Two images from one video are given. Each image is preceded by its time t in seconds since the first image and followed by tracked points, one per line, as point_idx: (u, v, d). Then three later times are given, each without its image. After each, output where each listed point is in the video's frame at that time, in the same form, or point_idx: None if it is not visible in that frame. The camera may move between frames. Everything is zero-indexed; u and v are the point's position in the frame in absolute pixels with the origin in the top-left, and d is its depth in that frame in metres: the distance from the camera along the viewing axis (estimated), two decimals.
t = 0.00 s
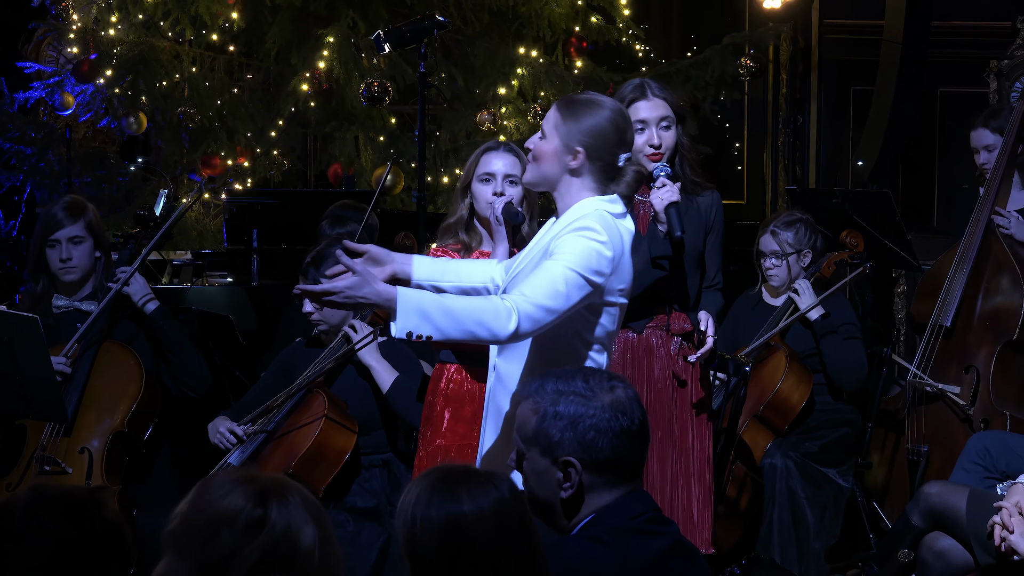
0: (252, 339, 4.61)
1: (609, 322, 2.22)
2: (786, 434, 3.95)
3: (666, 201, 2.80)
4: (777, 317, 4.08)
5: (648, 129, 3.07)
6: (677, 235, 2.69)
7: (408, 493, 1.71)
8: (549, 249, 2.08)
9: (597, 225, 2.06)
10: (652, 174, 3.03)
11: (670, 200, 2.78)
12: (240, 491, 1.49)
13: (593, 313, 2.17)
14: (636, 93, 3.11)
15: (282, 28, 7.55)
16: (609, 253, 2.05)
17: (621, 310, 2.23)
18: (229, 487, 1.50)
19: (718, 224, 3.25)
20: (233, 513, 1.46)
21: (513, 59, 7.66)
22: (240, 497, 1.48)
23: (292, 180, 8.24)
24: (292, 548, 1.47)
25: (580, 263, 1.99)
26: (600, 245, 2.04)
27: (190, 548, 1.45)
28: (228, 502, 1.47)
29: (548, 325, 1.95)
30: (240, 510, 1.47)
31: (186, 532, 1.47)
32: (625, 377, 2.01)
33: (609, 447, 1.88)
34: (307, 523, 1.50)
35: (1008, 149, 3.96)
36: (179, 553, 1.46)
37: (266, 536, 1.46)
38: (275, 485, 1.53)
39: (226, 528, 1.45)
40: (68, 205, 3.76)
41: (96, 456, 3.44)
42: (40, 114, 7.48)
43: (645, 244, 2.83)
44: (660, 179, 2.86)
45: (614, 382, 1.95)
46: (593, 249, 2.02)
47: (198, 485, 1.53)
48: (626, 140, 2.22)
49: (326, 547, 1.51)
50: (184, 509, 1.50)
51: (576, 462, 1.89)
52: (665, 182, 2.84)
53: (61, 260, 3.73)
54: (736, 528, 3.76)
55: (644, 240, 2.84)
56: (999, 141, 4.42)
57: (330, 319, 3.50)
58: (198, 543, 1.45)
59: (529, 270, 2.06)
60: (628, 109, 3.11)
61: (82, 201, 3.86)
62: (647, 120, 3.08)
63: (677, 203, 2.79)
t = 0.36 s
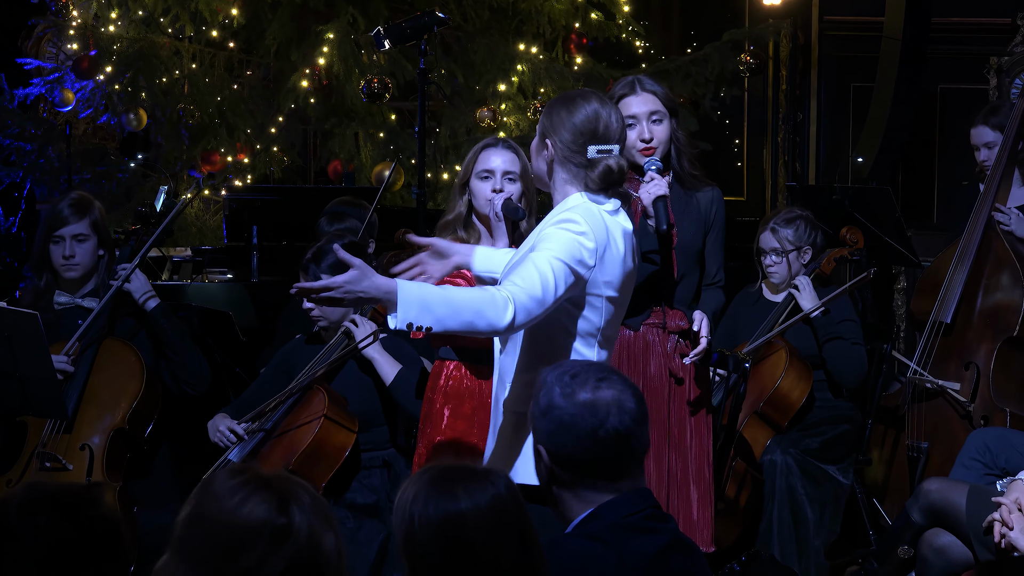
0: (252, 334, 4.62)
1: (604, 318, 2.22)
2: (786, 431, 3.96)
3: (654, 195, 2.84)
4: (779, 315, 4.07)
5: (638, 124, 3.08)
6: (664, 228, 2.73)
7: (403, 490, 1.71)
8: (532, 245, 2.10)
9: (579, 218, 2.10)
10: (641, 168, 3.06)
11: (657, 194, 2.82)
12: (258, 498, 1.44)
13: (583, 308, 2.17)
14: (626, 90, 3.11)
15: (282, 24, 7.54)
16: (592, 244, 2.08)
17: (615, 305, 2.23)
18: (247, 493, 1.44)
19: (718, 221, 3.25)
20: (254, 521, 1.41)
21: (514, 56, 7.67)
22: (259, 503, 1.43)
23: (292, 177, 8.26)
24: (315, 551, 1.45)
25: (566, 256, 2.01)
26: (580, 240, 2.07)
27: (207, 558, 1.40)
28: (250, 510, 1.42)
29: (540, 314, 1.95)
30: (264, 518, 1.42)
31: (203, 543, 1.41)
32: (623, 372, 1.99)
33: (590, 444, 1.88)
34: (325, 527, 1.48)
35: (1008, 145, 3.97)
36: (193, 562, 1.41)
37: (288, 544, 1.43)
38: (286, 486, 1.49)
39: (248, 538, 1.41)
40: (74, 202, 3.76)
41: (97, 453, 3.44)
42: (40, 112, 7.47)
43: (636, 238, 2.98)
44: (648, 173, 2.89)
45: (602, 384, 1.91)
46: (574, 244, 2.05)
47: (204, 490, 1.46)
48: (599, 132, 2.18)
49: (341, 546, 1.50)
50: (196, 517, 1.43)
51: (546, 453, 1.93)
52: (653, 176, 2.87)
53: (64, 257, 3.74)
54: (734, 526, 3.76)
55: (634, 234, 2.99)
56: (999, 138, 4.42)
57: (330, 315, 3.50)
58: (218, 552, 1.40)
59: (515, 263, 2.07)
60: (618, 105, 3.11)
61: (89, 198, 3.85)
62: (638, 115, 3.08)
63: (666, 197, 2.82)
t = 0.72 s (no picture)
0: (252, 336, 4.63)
1: (608, 316, 2.20)
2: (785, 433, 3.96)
3: (644, 190, 2.61)
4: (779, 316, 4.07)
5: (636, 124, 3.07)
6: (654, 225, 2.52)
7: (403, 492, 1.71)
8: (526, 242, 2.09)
9: (576, 217, 2.10)
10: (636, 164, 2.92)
11: (649, 189, 2.61)
12: (280, 507, 1.43)
13: (582, 300, 2.15)
14: (624, 90, 3.12)
15: (282, 26, 7.54)
16: (588, 241, 2.09)
17: (620, 304, 2.21)
18: (271, 500, 1.44)
19: (719, 223, 3.23)
20: (280, 529, 1.41)
21: (514, 58, 7.67)
22: (284, 510, 1.43)
23: (291, 178, 8.28)
24: (339, 557, 1.46)
25: (560, 257, 2.01)
26: (576, 239, 2.07)
27: (231, 568, 1.39)
28: (275, 518, 1.42)
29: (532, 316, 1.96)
30: (290, 525, 1.42)
31: (228, 553, 1.40)
32: (631, 368, 1.96)
33: (588, 438, 1.89)
34: (347, 535, 1.49)
35: (1009, 147, 3.96)
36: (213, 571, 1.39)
37: (311, 553, 1.43)
38: (304, 491, 1.49)
39: (273, 548, 1.40)
40: (80, 203, 3.75)
41: (99, 455, 3.44)
42: (41, 113, 7.46)
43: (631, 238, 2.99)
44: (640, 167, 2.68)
45: (610, 379, 1.91)
46: (569, 243, 2.05)
47: (224, 500, 1.44)
48: (599, 128, 2.18)
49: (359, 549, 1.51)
50: (218, 527, 1.42)
51: (556, 451, 1.95)
52: (645, 170, 2.66)
53: (68, 258, 3.74)
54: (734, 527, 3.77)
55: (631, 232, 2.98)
56: (999, 139, 4.41)
57: (330, 316, 3.49)
58: (241, 559, 1.39)
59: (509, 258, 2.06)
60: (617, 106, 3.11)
61: (94, 200, 3.84)
62: (636, 115, 3.08)
63: (659, 192, 2.62)
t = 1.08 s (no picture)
0: (250, 339, 4.64)
1: (614, 321, 2.17)
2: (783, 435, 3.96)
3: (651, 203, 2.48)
4: (774, 319, 4.05)
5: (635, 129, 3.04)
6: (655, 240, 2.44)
7: (404, 493, 1.70)
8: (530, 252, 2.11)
9: (582, 224, 2.11)
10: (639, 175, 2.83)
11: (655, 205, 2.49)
12: (288, 508, 1.44)
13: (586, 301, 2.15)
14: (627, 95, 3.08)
15: (280, 28, 7.53)
16: (593, 246, 2.09)
17: (628, 308, 2.18)
18: (279, 502, 1.45)
19: (718, 228, 3.23)
20: (285, 531, 1.42)
21: (512, 60, 7.69)
22: (291, 514, 1.44)
23: (289, 180, 8.29)
24: (343, 564, 1.45)
25: (562, 266, 2.02)
26: (579, 246, 2.08)
27: (239, 565, 1.40)
28: (281, 519, 1.43)
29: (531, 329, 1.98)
30: (296, 528, 1.43)
31: (235, 551, 1.41)
32: (625, 371, 1.98)
33: (586, 437, 1.88)
34: (354, 545, 1.48)
35: (1006, 150, 3.97)
36: (224, 567, 1.41)
37: (315, 560, 1.42)
38: (315, 495, 1.49)
39: (278, 549, 1.41)
40: (79, 206, 3.75)
41: (96, 458, 3.43)
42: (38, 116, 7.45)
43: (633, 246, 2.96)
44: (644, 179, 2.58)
45: (610, 380, 1.92)
46: (571, 253, 2.05)
47: (240, 497, 1.47)
48: (618, 130, 2.15)
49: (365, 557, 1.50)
50: (229, 525, 1.44)
51: (556, 453, 1.95)
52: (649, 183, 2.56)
53: (67, 261, 3.73)
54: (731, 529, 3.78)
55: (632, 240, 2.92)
56: (997, 141, 4.41)
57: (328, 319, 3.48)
58: (246, 559, 1.40)
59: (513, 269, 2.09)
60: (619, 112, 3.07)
61: (93, 202, 3.84)
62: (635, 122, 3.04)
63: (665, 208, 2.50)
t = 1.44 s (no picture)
0: (248, 342, 4.64)
1: (627, 321, 2.13)
2: (782, 438, 3.96)
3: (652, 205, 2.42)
4: (772, 323, 4.03)
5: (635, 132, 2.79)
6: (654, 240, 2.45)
7: (407, 493, 1.71)
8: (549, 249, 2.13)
9: (597, 224, 2.10)
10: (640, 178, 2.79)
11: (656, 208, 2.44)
12: (284, 518, 1.44)
13: (595, 299, 2.13)
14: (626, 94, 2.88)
15: (277, 31, 7.54)
16: (602, 246, 2.08)
17: (642, 310, 2.13)
18: (276, 510, 1.45)
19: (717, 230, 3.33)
20: (276, 540, 1.42)
21: (510, 63, 7.69)
22: (286, 525, 1.44)
23: (287, 183, 8.29)
24: None
25: (570, 264, 2.03)
26: (591, 247, 2.07)
27: (228, 567, 1.41)
28: (274, 528, 1.43)
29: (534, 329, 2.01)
30: (287, 538, 1.43)
31: (224, 552, 1.42)
32: (626, 376, 1.98)
33: (585, 438, 1.88)
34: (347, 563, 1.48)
35: (1004, 153, 3.96)
36: (217, 570, 1.41)
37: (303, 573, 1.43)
38: (313, 508, 1.49)
39: (267, 556, 1.41)
40: (77, 209, 3.75)
41: (94, 461, 3.42)
42: (35, 119, 7.45)
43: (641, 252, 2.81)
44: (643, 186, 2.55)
45: (610, 382, 1.93)
46: (583, 253, 2.05)
47: (239, 500, 1.48)
48: (639, 133, 2.11)
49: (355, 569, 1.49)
50: (223, 525, 1.44)
51: (555, 456, 1.94)
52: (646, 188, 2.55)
53: (65, 264, 3.74)
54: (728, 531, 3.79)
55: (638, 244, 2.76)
56: (995, 143, 4.41)
57: (326, 321, 3.53)
58: (234, 563, 1.41)
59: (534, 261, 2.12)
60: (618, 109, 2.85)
61: (90, 205, 3.84)
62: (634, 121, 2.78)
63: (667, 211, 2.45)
